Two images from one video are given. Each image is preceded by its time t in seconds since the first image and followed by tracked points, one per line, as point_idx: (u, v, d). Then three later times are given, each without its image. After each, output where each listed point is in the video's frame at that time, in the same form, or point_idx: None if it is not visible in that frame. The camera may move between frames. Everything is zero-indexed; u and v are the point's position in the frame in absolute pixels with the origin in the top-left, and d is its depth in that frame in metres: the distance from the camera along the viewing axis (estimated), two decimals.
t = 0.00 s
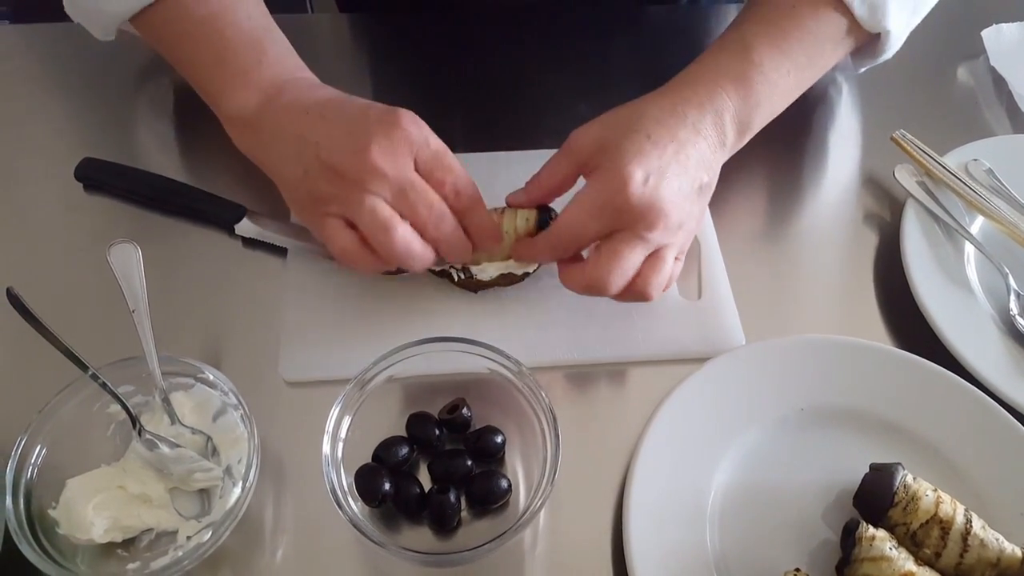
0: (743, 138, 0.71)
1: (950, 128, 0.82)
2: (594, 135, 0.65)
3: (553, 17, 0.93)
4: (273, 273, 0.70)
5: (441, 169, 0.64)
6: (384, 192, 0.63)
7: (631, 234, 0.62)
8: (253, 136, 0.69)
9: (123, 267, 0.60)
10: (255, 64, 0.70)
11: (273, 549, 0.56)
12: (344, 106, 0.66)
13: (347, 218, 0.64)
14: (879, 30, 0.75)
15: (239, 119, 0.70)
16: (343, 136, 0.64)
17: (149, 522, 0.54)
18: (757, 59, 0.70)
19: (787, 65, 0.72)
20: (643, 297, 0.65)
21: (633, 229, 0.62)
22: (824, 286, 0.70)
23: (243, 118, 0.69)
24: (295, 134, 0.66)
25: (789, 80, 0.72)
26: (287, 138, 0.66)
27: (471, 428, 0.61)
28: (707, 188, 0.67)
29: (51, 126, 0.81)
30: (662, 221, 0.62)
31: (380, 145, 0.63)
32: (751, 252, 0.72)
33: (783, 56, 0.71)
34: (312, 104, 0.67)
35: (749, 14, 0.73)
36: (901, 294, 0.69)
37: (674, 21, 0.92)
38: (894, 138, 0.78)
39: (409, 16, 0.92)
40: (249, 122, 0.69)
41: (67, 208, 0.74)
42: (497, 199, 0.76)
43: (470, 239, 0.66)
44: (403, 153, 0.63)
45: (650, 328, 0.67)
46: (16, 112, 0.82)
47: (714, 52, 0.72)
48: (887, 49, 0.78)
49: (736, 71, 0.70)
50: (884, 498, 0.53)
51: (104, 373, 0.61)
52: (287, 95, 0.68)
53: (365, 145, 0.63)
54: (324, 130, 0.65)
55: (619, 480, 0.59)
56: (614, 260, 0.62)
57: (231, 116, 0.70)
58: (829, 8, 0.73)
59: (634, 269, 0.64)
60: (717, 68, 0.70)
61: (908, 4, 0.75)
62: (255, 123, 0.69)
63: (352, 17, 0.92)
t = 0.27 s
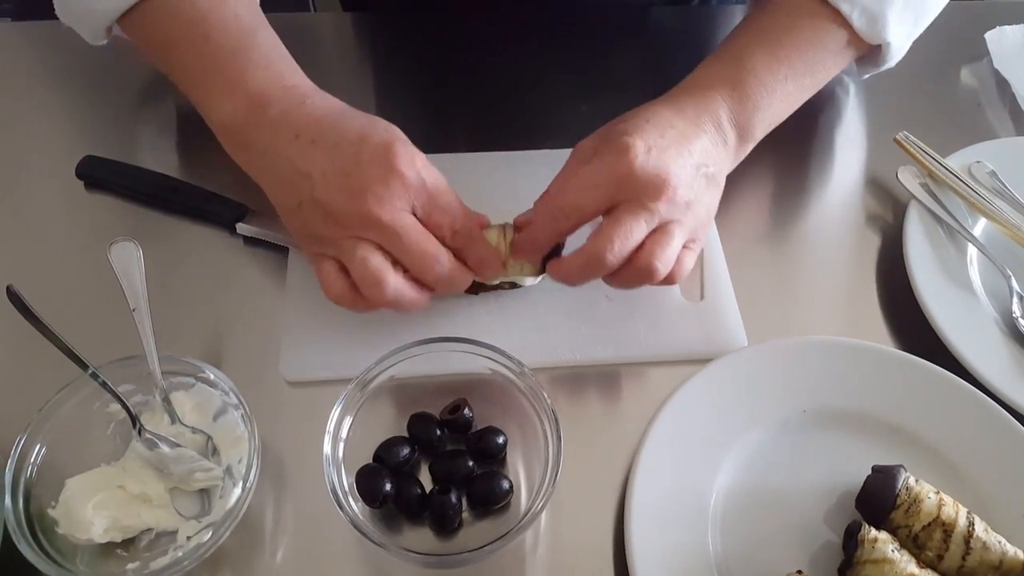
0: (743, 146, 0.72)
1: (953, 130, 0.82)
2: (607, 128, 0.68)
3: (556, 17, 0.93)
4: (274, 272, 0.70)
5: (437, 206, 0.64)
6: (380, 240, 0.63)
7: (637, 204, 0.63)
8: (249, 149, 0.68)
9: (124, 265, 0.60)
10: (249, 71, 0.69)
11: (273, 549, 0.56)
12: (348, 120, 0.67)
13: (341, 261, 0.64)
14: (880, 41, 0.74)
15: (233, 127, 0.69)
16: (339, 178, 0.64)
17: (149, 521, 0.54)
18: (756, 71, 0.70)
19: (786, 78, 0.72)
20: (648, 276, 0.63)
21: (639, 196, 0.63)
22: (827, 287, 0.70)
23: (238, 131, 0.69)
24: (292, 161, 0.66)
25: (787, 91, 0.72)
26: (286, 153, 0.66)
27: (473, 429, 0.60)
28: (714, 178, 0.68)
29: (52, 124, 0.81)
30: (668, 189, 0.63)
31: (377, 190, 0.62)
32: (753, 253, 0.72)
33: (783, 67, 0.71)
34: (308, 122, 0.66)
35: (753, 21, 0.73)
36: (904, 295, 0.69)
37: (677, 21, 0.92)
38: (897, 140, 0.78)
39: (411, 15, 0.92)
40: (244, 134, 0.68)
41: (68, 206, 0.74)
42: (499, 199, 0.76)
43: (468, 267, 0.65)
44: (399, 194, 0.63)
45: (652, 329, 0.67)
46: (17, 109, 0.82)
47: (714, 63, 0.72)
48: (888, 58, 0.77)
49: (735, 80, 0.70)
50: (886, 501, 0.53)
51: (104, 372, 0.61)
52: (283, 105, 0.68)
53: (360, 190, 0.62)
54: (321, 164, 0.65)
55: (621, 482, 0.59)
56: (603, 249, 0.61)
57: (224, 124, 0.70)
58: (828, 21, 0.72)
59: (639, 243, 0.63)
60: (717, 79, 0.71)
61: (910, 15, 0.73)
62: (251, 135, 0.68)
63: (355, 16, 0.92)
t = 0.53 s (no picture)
0: (745, 150, 0.72)
1: (954, 130, 0.82)
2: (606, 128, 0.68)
3: (555, 18, 0.92)
4: (273, 273, 0.70)
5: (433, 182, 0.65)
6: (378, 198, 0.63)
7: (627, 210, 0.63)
8: (251, 151, 0.69)
9: (121, 266, 0.60)
10: (255, 77, 0.70)
11: (272, 551, 0.56)
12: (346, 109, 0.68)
13: (337, 227, 0.64)
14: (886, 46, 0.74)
15: (235, 130, 0.69)
16: (335, 143, 0.65)
17: (146, 524, 0.54)
18: (760, 75, 0.70)
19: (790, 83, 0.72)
20: (631, 280, 0.62)
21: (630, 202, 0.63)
22: (827, 288, 0.69)
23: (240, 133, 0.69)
24: (291, 142, 0.66)
25: (792, 95, 0.72)
26: (285, 144, 0.67)
27: (472, 430, 0.60)
28: (713, 183, 0.68)
29: (50, 125, 0.80)
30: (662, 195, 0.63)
31: (376, 152, 0.64)
32: (753, 254, 0.72)
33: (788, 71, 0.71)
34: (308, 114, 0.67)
35: (756, 25, 0.73)
36: (905, 297, 0.69)
37: (678, 21, 0.92)
38: (897, 140, 0.77)
39: (410, 16, 0.92)
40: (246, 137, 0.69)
41: (66, 207, 0.74)
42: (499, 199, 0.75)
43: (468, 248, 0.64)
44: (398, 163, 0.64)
45: (652, 330, 0.66)
46: (16, 110, 0.82)
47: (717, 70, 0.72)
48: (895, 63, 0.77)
49: (738, 85, 0.70)
50: (886, 503, 0.53)
51: (102, 374, 0.60)
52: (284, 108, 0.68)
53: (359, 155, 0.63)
54: (320, 140, 0.65)
55: (621, 484, 0.58)
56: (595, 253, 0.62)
57: (227, 129, 0.70)
58: (833, 26, 0.72)
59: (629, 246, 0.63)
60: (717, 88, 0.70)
61: (916, 20, 0.73)
62: (254, 138, 0.68)
63: (354, 17, 0.92)
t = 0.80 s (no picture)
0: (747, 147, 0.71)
1: (954, 129, 0.81)
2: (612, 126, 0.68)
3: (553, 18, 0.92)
4: (271, 274, 0.69)
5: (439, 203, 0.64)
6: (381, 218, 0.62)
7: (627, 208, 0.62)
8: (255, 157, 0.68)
9: (118, 268, 0.59)
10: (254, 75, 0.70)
11: (270, 554, 0.56)
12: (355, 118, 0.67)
13: (342, 250, 0.63)
14: (885, 40, 0.73)
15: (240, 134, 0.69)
16: (341, 161, 0.64)
17: (144, 526, 0.53)
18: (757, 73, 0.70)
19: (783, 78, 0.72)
20: (635, 275, 0.62)
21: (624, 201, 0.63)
22: (828, 288, 0.69)
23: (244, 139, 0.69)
24: (298, 154, 0.66)
25: (793, 90, 0.72)
26: (291, 151, 0.66)
27: (472, 431, 0.60)
28: (714, 176, 0.67)
29: (46, 125, 0.80)
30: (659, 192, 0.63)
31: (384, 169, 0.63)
32: (752, 253, 0.72)
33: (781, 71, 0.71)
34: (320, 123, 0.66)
35: (756, 20, 0.73)
36: (906, 296, 0.69)
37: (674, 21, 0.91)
38: (898, 139, 0.77)
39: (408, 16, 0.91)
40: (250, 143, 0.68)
41: (63, 207, 0.74)
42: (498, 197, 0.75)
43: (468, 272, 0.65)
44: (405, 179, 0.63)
45: (652, 331, 0.66)
46: (11, 110, 0.81)
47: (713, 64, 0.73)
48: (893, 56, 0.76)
49: (736, 83, 0.70)
50: (888, 503, 0.52)
51: (99, 375, 0.60)
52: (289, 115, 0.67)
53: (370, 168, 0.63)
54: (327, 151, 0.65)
55: (621, 485, 0.58)
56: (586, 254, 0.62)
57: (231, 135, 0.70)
58: (832, 20, 0.71)
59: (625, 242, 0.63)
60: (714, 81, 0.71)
61: (913, 13, 0.73)
62: (258, 144, 0.68)
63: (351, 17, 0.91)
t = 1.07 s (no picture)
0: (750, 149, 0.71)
1: (956, 129, 0.81)
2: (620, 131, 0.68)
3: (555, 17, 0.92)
4: (272, 272, 0.69)
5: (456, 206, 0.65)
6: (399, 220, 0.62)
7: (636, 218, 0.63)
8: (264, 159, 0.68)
9: (120, 264, 0.59)
10: (263, 73, 0.70)
11: (271, 551, 0.56)
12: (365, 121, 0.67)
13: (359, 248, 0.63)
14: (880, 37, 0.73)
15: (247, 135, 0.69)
16: (358, 160, 0.63)
17: (145, 523, 0.53)
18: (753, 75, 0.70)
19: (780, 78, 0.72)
20: (644, 292, 0.63)
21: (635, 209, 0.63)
22: (830, 287, 0.69)
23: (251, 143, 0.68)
24: (314, 151, 0.65)
25: (793, 91, 0.71)
26: (304, 152, 0.66)
27: (473, 430, 0.60)
28: (719, 182, 0.68)
29: (47, 121, 0.80)
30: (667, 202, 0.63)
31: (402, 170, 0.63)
32: (755, 252, 0.71)
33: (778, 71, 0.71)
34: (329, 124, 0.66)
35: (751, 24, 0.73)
36: (907, 297, 0.69)
37: (667, 25, 0.91)
38: (900, 140, 0.77)
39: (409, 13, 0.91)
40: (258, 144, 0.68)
41: (63, 204, 0.73)
42: (499, 194, 0.75)
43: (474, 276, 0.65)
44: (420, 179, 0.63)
45: (654, 330, 0.66)
46: (12, 106, 0.81)
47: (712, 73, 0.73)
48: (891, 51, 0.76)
49: (736, 86, 0.70)
50: (890, 503, 0.52)
51: (101, 372, 0.60)
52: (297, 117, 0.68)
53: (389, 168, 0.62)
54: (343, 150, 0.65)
55: (622, 485, 0.58)
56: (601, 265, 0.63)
57: (239, 140, 0.70)
58: (825, 18, 0.71)
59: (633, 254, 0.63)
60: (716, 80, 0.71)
61: (910, 9, 0.72)
62: (269, 144, 0.67)
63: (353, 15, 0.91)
